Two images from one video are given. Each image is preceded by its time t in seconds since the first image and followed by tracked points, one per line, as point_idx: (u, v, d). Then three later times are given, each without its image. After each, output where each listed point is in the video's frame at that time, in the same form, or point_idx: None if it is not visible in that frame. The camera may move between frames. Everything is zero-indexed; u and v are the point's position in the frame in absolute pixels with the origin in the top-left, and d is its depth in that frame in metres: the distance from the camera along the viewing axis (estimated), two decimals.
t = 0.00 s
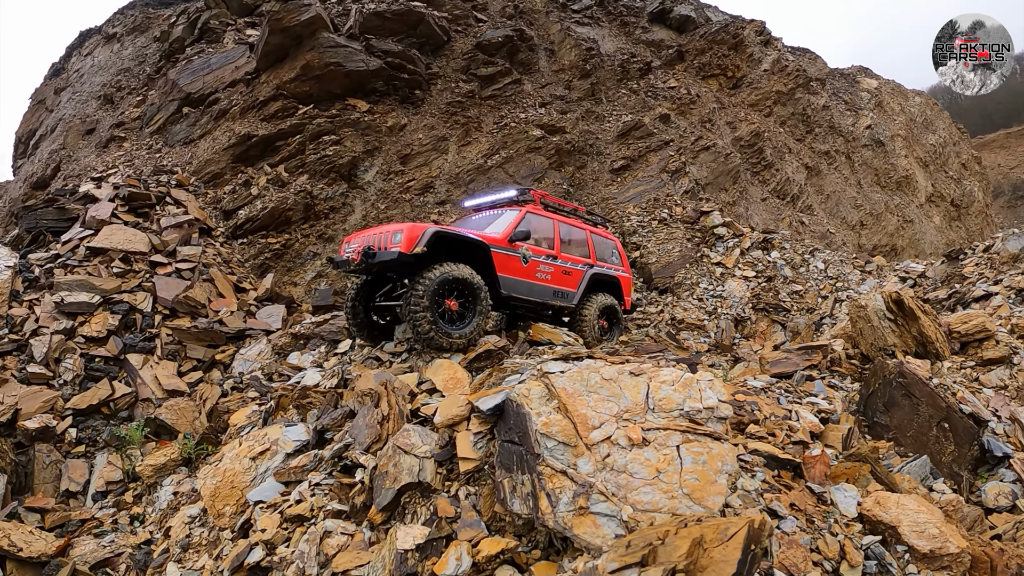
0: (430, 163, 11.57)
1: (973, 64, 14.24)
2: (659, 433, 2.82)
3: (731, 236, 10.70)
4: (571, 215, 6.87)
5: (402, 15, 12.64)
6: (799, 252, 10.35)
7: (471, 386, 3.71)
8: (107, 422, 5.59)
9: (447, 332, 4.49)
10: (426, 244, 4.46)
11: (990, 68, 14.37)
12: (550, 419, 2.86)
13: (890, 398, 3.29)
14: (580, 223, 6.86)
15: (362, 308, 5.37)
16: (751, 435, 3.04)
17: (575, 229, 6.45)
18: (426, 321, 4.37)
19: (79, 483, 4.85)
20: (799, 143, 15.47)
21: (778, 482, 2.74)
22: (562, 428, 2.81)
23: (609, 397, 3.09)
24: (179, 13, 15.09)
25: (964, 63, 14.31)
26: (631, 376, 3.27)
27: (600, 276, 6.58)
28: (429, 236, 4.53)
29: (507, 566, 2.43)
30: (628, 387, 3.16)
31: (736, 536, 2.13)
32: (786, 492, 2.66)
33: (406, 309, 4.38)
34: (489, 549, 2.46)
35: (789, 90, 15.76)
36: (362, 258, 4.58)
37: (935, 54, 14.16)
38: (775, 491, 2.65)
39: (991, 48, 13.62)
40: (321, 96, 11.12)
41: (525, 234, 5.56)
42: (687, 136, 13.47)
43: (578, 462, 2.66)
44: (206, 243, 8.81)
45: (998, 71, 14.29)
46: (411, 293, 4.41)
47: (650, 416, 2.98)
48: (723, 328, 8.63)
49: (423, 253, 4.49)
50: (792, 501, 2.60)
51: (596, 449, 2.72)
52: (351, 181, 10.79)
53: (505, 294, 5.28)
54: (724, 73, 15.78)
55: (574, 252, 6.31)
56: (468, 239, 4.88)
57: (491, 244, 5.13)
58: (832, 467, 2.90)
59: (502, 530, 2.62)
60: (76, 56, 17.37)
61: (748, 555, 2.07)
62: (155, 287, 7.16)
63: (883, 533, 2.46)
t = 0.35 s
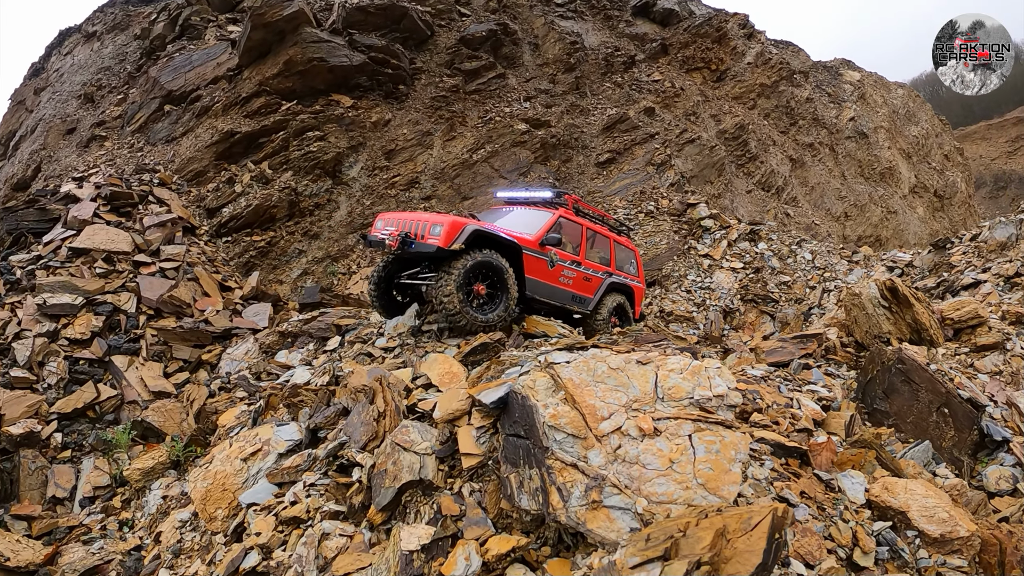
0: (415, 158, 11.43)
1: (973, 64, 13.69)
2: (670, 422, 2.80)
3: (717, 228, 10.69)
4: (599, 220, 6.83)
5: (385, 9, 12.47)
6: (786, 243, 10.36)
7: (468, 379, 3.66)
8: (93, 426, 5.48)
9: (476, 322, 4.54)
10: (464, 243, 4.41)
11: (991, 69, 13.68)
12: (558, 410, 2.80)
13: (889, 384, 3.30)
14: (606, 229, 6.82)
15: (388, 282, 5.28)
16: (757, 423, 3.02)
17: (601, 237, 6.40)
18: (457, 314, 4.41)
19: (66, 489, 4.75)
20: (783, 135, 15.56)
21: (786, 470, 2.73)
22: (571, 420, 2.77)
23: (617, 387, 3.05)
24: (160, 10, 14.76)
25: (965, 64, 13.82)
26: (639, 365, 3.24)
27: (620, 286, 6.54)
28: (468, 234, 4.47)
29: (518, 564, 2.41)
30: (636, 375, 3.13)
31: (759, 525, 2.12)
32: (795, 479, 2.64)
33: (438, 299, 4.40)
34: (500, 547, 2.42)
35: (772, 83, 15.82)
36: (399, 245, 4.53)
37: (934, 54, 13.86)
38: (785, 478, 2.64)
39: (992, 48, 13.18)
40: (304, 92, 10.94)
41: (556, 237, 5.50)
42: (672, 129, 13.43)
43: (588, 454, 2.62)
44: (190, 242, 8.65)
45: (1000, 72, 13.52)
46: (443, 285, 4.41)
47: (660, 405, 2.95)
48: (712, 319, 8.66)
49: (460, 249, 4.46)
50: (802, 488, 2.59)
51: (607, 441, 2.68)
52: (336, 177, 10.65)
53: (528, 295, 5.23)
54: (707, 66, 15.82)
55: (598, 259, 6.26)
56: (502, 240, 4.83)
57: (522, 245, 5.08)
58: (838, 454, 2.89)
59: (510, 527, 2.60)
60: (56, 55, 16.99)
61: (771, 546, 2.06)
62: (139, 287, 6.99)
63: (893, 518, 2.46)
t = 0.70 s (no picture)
0: (407, 157, 11.29)
1: (973, 64, 13.73)
2: (671, 429, 2.69)
3: (712, 228, 10.57)
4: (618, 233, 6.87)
5: (378, 6, 12.33)
6: (780, 244, 10.27)
7: (457, 381, 3.53)
8: (77, 427, 5.32)
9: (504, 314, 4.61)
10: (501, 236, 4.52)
11: (991, 68, 13.74)
12: (551, 416, 2.69)
13: (893, 386, 3.22)
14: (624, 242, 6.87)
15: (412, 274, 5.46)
16: (760, 428, 2.92)
17: (622, 248, 6.44)
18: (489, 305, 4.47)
19: (48, 491, 4.60)
20: (777, 136, 15.53)
21: (791, 478, 2.63)
22: (565, 426, 2.66)
23: (615, 390, 2.94)
24: (152, 6, 14.53)
25: (964, 63, 13.84)
26: (638, 367, 3.13)
27: (638, 298, 6.53)
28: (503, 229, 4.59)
29: None
30: (635, 378, 3.02)
31: (772, 542, 2.02)
32: (801, 487, 2.56)
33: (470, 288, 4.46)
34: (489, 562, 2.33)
35: (766, 84, 15.78)
36: (434, 235, 4.61)
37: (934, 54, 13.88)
38: (790, 487, 2.55)
39: (991, 48, 13.20)
40: (295, 89, 10.78)
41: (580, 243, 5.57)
42: (666, 129, 13.36)
43: (584, 463, 2.51)
44: (179, 240, 8.47)
45: (1000, 72, 13.58)
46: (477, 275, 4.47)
47: (660, 409, 2.84)
48: (706, 320, 8.59)
49: (495, 242, 4.55)
50: (808, 497, 2.50)
51: (604, 448, 2.57)
52: (327, 175, 10.50)
53: (552, 296, 5.23)
54: (702, 66, 15.78)
55: (618, 270, 6.27)
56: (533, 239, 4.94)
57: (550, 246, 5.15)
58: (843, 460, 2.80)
59: (500, 540, 2.50)
60: (46, 52, 16.71)
61: (784, 564, 1.96)
62: (126, 285, 6.82)
63: (902, 527, 2.38)
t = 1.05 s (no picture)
0: (405, 155, 11.19)
1: (974, 64, 13.67)
2: (655, 439, 2.58)
3: (711, 232, 10.45)
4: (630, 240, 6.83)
5: (379, 3, 12.23)
6: (779, 248, 10.14)
7: (440, 382, 3.42)
8: (64, 421, 5.30)
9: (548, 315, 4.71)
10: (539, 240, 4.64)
11: (991, 68, 13.73)
12: (528, 424, 2.59)
13: (891, 396, 3.12)
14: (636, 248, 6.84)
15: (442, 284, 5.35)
16: (752, 438, 2.83)
17: (638, 254, 6.45)
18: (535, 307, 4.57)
19: (33, 485, 4.58)
20: (778, 141, 15.44)
21: (783, 492, 2.53)
22: (543, 435, 2.55)
23: (597, 397, 2.83)
24: None
25: (964, 63, 13.78)
26: (622, 373, 3.01)
27: (654, 303, 6.56)
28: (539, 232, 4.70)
29: None
30: (619, 385, 2.91)
31: (761, 565, 1.91)
32: (794, 502, 2.47)
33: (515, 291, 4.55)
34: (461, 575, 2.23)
35: (768, 88, 15.69)
36: (473, 241, 4.69)
37: (934, 54, 13.76)
38: (782, 501, 2.45)
39: (991, 47, 13.15)
40: (294, 85, 10.68)
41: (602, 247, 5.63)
42: (667, 131, 13.27)
43: (561, 474, 2.40)
44: (172, 234, 8.37)
45: (1000, 72, 13.59)
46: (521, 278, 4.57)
47: (645, 418, 2.73)
48: (703, 324, 8.50)
49: (532, 245, 4.66)
50: (800, 513, 2.40)
51: (582, 459, 2.46)
52: (324, 172, 10.39)
53: (580, 299, 5.27)
54: (703, 69, 15.69)
55: (636, 275, 6.26)
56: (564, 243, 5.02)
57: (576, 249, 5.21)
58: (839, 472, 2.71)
59: (473, 552, 2.41)
60: (47, 44, 16.60)
61: None
62: (117, 279, 6.72)
63: (899, 545, 2.28)
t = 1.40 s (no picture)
0: (402, 151, 11.09)
1: (973, 64, 13.61)
2: (631, 440, 2.51)
3: (708, 232, 10.35)
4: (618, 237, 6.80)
5: None
6: (776, 250, 10.08)
7: (420, 378, 3.35)
8: (53, 413, 5.23)
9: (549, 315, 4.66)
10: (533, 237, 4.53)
11: (991, 68, 13.63)
12: (499, 421, 2.51)
13: (884, 400, 3.06)
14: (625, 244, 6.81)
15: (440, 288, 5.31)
16: (736, 441, 2.75)
17: (628, 250, 6.41)
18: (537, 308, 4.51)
19: (21, 476, 4.51)
20: (777, 143, 15.38)
21: (767, 497, 2.46)
22: (514, 433, 2.47)
23: (572, 395, 2.77)
24: None
25: (965, 63, 13.73)
26: (600, 371, 2.95)
27: (648, 296, 6.52)
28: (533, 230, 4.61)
29: None
30: (595, 384, 2.84)
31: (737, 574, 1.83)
32: (778, 508, 2.39)
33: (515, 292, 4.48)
34: None
35: (768, 90, 15.63)
36: (467, 244, 4.60)
37: (934, 54, 13.72)
38: (765, 507, 2.38)
39: (991, 47, 13.14)
40: (291, 80, 10.57)
41: (595, 244, 5.57)
42: (665, 131, 13.21)
43: (531, 475, 2.33)
44: (166, 227, 8.28)
45: (1000, 72, 13.47)
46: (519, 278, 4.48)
47: (621, 418, 2.67)
48: (698, 324, 8.45)
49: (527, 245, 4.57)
50: (784, 519, 2.33)
51: (554, 459, 2.39)
52: (320, 167, 10.29)
53: (576, 296, 5.22)
54: (703, 70, 15.64)
55: (628, 270, 6.22)
56: (558, 240, 4.93)
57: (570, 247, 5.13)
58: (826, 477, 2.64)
59: (444, 552, 2.33)
60: (47, 36, 16.48)
61: None
62: (110, 271, 6.64)
63: (887, 554, 2.21)
